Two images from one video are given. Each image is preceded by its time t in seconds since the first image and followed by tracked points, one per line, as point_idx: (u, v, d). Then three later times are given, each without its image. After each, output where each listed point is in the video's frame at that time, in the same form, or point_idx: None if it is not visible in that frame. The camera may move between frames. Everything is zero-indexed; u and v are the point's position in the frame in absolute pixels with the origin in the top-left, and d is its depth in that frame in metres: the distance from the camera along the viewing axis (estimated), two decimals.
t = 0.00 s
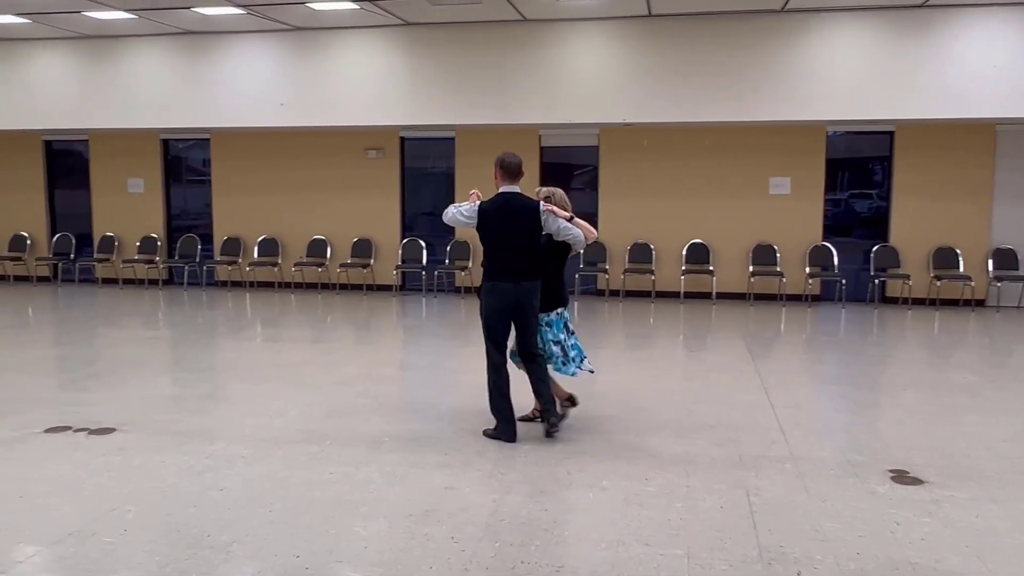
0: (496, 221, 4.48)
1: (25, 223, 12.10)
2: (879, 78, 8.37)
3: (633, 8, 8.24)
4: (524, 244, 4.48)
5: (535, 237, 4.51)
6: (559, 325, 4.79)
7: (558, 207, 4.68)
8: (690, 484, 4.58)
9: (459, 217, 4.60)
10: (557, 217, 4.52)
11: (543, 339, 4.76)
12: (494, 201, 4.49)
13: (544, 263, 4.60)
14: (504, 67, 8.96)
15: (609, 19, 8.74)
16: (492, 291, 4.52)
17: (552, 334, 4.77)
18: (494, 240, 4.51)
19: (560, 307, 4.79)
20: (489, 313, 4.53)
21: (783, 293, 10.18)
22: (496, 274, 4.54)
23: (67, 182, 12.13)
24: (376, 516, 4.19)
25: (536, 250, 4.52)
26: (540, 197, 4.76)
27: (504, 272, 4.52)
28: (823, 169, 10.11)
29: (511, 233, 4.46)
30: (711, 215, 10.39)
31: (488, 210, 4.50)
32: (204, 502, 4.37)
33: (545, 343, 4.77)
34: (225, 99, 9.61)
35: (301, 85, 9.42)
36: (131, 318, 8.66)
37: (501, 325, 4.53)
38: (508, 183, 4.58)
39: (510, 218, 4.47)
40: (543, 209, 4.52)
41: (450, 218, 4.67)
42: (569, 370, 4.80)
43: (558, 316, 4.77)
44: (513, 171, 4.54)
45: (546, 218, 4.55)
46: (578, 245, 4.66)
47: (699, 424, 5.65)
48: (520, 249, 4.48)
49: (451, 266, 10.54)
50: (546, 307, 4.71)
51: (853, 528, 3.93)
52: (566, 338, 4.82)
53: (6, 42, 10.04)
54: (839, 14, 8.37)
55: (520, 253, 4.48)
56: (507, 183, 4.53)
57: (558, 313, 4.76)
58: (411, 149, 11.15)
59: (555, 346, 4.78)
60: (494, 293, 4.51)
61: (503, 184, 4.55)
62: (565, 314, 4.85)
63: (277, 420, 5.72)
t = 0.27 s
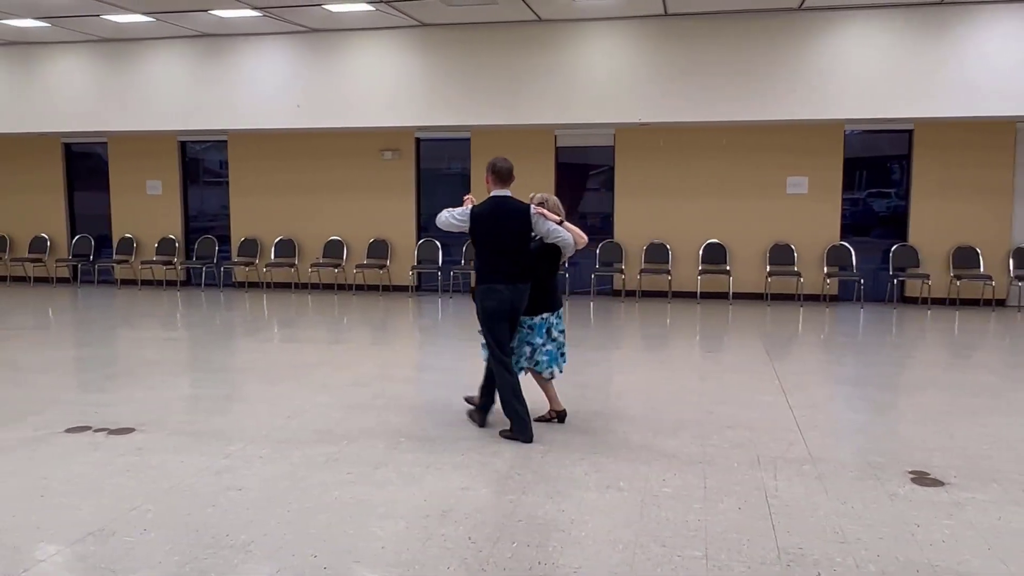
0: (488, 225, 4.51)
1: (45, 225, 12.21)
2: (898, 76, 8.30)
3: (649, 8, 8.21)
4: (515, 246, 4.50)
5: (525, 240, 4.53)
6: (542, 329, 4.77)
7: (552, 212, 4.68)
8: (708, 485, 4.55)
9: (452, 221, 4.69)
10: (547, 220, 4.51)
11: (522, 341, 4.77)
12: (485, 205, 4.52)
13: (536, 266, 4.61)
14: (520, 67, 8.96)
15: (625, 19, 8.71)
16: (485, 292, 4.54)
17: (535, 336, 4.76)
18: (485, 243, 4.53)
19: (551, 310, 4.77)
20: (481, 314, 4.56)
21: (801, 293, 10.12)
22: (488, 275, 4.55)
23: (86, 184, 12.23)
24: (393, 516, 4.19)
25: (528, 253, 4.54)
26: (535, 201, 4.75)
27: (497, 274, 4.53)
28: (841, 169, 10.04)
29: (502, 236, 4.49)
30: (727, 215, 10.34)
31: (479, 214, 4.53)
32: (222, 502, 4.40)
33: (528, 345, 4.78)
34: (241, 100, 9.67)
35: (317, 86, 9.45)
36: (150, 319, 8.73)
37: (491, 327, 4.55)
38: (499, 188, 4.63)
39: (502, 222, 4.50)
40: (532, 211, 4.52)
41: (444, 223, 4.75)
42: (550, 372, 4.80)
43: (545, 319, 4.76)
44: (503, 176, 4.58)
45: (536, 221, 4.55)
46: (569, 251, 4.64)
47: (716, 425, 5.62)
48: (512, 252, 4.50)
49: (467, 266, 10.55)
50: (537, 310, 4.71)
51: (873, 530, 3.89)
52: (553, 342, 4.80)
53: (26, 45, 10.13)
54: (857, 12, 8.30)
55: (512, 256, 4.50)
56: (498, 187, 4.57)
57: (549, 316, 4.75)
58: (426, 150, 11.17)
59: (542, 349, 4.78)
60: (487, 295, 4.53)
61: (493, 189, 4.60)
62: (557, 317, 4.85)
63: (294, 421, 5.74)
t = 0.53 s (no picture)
0: (473, 222, 4.56)
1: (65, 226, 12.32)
2: (916, 75, 8.24)
3: (665, 7, 8.19)
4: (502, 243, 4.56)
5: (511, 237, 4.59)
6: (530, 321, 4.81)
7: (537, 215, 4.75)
8: (725, 486, 4.53)
9: (438, 218, 4.68)
10: (532, 222, 4.58)
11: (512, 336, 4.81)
12: (471, 203, 4.59)
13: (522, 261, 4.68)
14: (536, 67, 8.96)
15: (640, 19, 8.69)
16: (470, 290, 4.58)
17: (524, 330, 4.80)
18: (473, 239, 4.58)
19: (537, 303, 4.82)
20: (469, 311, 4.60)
21: (819, 293, 10.05)
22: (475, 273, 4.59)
23: (105, 186, 12.34)
24: (409, 516, 4.20)
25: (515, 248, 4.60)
26: (523, 202, 4.82)
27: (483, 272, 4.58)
28: (860, 168, 9.96)
29: (488, 233, 4.55)
30: (745, 215, 10.29)
31: (465, 212, 4.59)
32: (240, 501, 4.42)
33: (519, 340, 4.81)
34: (259, 102, 9.72)
35: (333, 88, 9.50)
36: (169, 319, 8.80)
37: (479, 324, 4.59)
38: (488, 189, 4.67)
39: (489, 218, 4.55)
40: (519, 212, 4.58)
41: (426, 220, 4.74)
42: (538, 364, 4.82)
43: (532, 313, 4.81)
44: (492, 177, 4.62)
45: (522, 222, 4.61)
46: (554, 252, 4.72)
47: (733, 426, 5.59)
48: (497, 247, 4.56)
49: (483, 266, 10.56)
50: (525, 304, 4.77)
51: (892, 532, 3.86)
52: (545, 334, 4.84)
53: (46, 48, 10.23)
54: (875, 10, 8.24)
55: (497, 252, 4.56)
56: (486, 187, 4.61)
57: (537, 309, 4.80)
58: (442, 150, 11.18)
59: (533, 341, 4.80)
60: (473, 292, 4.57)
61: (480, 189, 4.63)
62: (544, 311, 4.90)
63: (311, 421, 5.76)
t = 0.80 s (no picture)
0: (472, 223, 4.88)
1: (94, 230, 12.49)
2: (945, 75, 8.14)
3: (689, 9, 8.15)
4: (495, 244, 4.90)
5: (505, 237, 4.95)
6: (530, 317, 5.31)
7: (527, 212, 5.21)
8: (750, 490, 4.49)
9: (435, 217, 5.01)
10: (529, 221, 5.08)
11: (514, 329, 5.26)
12: (472, 204, 4.90)
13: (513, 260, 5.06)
14: (560, 70, 8.95)
15: (663, 21, 8.67)
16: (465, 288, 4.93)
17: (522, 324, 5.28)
18: (469, 240, 4.90)
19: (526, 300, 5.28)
20: (463, 308, 4.95)
21: (845, 296, 9.96)
22: (470, 272, 4.93)
23: (133, 190, 12.49)
24: (433, 518, 4.20)
25: (508, 248, 4.97)
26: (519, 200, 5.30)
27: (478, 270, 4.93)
28: (886, 170, 9.86)
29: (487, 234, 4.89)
30: (770, 217, 10.22)
31: (466, 213, 4.90)
32: (266, 502, 4.45)
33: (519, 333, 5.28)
34: (284, 107, 9.80)
35: (357, 92, 9.55)
36: (196, 322, 8.89)
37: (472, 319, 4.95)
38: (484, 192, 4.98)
39: (484, 221, 4.88)
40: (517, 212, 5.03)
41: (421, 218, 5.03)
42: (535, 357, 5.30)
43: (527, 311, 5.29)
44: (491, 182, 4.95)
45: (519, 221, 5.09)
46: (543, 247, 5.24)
47: (758, 429, 5.55)
48: (491, 248, 4.89)
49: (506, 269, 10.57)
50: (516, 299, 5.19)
51: (921, 538, 3.81)
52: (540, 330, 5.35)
53: (75, 55, 10.39)
54: (902, 10, 8.15)
55: (491, 252, 4.90)
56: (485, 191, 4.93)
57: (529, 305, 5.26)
58: (465, 153, 11.20)
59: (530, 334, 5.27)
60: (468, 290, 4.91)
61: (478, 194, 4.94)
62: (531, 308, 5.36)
63: (336, 423, 5.79)
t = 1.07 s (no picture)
0: (458, 222, 4.99)
1: (118, 232, 12.61)
2: (969, 75, 8.05)
3: (711, 9, 8.11)
4: (482, 244, 4.97)
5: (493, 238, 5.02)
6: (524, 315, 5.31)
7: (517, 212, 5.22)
8: (773, 493, 4.46)
9: (425, 216, 5.12)
10: (516, 222, 5.06)
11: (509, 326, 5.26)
12: (458, 204, 5.01)
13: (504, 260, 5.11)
14: (580, 71, 8.95)
15: (685, 22, 8.63)
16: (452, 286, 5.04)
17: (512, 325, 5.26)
18: (458, 239, 5.01)
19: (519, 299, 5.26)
20: (449, 304, 5.07)
21: (869, 298, 9.86)
22: (455, 270, 5.04)
23: (157, 193, 12.62)
24: (455, 520, 4.20)
25: (495, 248, 5.03)
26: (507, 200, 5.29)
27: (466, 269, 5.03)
28: (911, 170, 9.75)
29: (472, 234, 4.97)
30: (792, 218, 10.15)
31: (454, 212, 5.02)
32: (289, 502, 4.47)
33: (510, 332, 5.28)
34: (306, 110, 9.86)
35: (379, 94, 9.59)
36: (219, 323, 8.96)
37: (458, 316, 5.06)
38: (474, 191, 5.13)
39: (472, 221, 4.98)
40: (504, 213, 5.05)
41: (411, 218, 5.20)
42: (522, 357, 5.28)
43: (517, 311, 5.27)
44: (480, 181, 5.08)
45: (507, 222, 5.09)
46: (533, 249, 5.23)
47: (782, 432, 5.51)
48: (477, 248, 4.97)
49: (527, 271, 10.57)
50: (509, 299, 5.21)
51: (947, 542, 3.76)
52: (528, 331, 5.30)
53: (101, 59, 10.50)
54: (927, 9, 8.07)
55: (478, 252, 4.98)
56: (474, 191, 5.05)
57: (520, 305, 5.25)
58: (485, 155, 11.20)
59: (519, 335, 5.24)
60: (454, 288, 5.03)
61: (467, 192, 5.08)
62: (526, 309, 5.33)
63: (359, 424, 5.81)
